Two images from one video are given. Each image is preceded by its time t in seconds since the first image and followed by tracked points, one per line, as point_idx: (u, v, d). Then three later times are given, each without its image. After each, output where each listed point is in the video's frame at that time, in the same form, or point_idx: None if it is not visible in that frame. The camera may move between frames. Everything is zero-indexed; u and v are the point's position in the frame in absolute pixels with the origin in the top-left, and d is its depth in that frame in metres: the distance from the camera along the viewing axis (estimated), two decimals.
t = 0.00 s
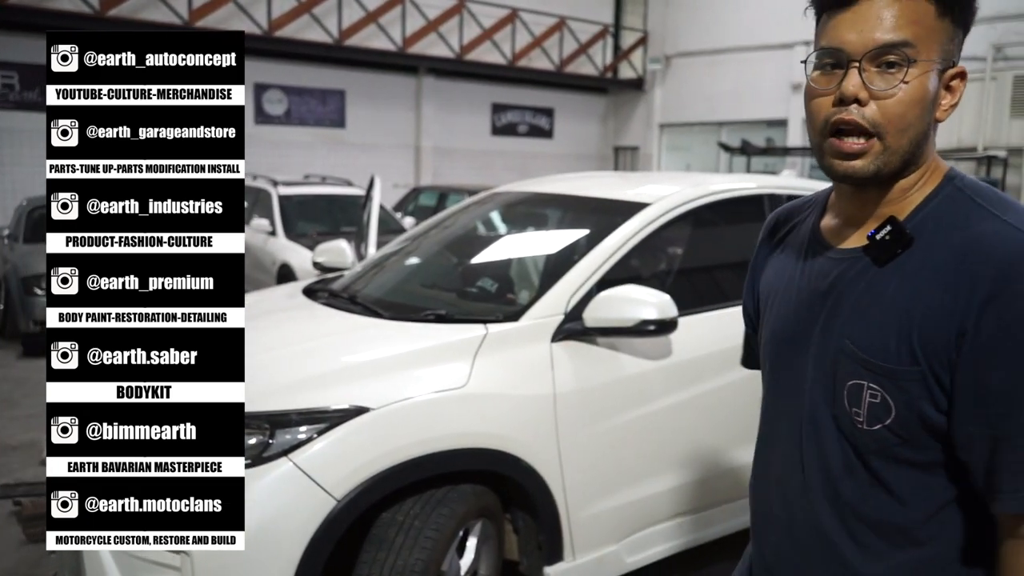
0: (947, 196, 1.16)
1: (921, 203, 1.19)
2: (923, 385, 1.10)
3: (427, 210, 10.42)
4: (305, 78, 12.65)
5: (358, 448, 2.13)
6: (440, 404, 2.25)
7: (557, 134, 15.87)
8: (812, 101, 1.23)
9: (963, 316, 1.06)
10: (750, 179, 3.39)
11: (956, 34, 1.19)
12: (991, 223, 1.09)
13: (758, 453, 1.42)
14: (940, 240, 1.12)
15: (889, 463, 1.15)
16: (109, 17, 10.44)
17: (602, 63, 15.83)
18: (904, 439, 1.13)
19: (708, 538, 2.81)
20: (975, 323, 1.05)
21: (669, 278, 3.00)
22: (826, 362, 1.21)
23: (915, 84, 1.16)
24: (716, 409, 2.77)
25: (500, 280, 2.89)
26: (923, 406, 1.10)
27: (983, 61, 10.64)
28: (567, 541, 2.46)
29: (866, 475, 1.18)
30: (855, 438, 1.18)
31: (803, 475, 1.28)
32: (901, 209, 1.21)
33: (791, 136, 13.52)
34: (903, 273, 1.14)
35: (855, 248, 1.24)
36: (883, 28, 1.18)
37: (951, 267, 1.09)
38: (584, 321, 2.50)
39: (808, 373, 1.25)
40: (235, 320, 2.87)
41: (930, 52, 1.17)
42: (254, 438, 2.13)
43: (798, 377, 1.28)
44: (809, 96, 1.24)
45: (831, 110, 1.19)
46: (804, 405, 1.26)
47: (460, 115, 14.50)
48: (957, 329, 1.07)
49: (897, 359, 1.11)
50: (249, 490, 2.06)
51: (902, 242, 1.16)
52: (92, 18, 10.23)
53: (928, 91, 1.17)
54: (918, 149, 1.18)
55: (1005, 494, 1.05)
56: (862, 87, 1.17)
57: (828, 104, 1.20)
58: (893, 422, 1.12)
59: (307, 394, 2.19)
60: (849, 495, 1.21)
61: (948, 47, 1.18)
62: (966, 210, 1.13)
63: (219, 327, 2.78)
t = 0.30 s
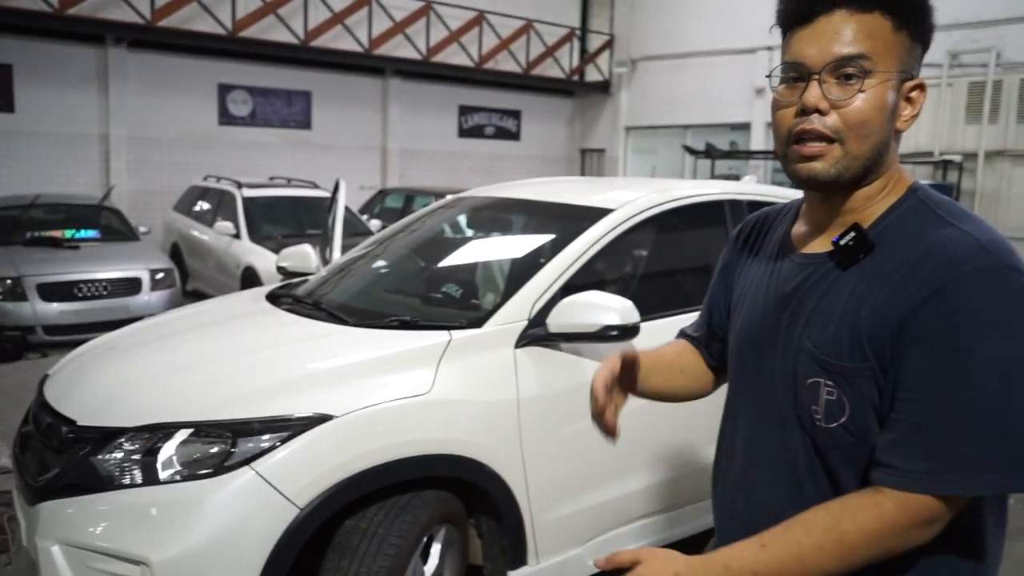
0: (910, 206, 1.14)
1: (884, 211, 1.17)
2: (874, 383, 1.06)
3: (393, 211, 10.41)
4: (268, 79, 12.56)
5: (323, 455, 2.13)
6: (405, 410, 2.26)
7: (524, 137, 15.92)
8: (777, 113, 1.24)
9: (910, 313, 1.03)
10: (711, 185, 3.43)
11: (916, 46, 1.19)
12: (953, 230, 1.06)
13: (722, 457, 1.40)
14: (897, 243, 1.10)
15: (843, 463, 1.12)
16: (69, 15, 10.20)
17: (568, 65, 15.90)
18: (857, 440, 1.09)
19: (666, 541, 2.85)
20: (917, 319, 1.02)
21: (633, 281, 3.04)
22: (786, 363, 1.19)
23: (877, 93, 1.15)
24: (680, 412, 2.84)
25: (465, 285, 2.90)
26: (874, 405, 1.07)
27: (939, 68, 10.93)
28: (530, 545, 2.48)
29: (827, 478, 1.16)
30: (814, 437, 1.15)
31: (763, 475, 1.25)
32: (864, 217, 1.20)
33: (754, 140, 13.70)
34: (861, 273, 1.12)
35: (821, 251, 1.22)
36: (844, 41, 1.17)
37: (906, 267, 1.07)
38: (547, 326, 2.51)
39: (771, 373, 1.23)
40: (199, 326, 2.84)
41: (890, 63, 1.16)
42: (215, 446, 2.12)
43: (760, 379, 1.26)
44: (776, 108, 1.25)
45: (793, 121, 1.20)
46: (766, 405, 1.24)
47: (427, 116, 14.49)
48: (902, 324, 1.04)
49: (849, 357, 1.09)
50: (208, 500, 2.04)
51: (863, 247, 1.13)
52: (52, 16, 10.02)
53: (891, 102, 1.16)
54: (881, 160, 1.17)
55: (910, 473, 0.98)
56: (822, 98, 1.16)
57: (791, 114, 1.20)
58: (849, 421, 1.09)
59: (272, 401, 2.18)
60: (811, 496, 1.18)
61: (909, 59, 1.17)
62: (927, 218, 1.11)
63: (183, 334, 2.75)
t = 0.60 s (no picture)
0: (848, 229, 1.18)
1: (823, 234, 1.20)
2: (816, 405, 1.10)
3: (349, 213, 10.34)
4: (222, 78, 12.34)
5: (278, 467, 2.12)
6: (361, 420, 2.25)
7: (481, 138, 15.92)
8: (724, 132, 1.27)
9: (849, 339, 1.07)
10: (665, 192, 3.48)
11: (860, 73, 1.22)
12: (889, 256, 1.10)
13: (667, 469, 1.42)
14: (839, 266, 1.13)
15: (782, 480, 1.15)
16: (13, 11, 9.87)
17: (525, 67, 15.94)
18: (801, 459, 1.12)
19: (616, 545, 2.89)
20: (856, 346, 1.06)
21: (589, 286, 3.06)
22: (731, 382, 1.22)
23: (819, 118, 1.18)
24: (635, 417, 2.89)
25: (420, 292, 2.90)
26: (814, 426, 1.10)
27: (885, 75, 11.21)
28: (486, 552, 2.49)
29: (768, 494, 1.19)
30: (755, 456, 1.18)
31: (707, 489, 1.28)
32: (806, 237, 1.23)
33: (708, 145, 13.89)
34: (803, 295, 1.15)
35: (763, 270, 1.25)
36: (789, 65, 1.20)
37: (845, 292, 1.10)
38: (501, 334, 2.52)
39: (718, 391, 1.25)
40: (149, 335, 2.80)
41: (833, 89, 1.19)
42: (165, 459, 2.08)
43: (706, 395, 1.28)
44: (723, 127, 1.27)
45: (739, 140, 1.23)
46: (712, 420, 1.27)
47: (383, 116, 14.43)
48: (843, 350, 1.07)
49: (792, 379, 1.12)
50: (158, 514, 2.01)
51: (806, 269, 1.16)
52: None
53: (832, 128, 1.19)
54: (820, 185, 1.21)
55: (858, 500, 1.04)
56: (766, 120, 1.20)
57: (737, 134, 1.23)
58: (790, 441, 1.12)
59: (224, 413, 2.16)
60: (751, 509, 1.21)
61: (852, 86, 1.21)
62: (865, 241, 1.15)
63: (131, 343, 2.70)
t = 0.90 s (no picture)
0: (801, 249, 1.22)
1: (776, 255, 1.24)
2: (794, 428, 1.14)
3: (307, 214, 10.24)
4: (176, 76, 12.13)
5: (235, 479, 2.09)
6: (319, 429, 2.24)
7: (441, 138, 15.88)
8: (672, 156, 1.28)
9: (834, 364, 1.12)
10: (622, 197, 3.51)
11: (800, 92, 1.26)
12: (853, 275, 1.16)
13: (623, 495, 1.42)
14: (803, 287, 1.17)
15: (767, 504, 1.18)
16: None
17: (484, 68, 15.96)
18: (776, 481, 1.16)
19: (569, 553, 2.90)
20: (847, 369, 1.11)
21: (547, 291, 3.08)
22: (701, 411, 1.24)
23: (765, 137, 1.21)
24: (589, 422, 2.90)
25: (377, 298, 2.88)
26: (799, 448, 1.15)
27: (837, 78, 11.46)
28: (445, 559, 2.50)
29: (736, 518, 1.22)
30: (727, 482, 1.21)
31: (680, 519, 1.29)
32: (758, 258, 1.26)
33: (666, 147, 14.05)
34: (772, 320, 1.18)
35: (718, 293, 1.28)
36: (734, 86, 1.23)
37: (819, 314, 1.14)
38: (460, 341, 2.53)
39: (683, 421, 1.26)
40: (99, 344, 2.74)
41: (777, 109, 1.23)
42: (116, 473, 2.04)
43: (669, 424, 1.29)
44: (671, 151, 1.29)
45: (689, 164, 1.25)
46: (680, 453, 1.27)
47: (342, 116, 14.31)
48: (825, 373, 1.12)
49: (776, 406, 1.15)
50: (109, 529, 1.97)
51: (766, 292, 1.20)
52: None
53: (778, 147, 1.23)
54: (770, 204, 1.24)
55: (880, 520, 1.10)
56: (715, 142, 1.22)
57: (687, 158, 1.25)
58: (768, 464, 1.16)
59: (177, 425, 2.12)
60: (727, 535, 1.24)
61: (793, 105, 1.24)
62: (825, 260, 1.19)
63: (80, 353, 2.64)
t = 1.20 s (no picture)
0: (770, 256, 1.22)
1: (741, 266, 1.24)
2: (768, 436, 1.15)
3: (285, 215, 10.17)
4: (150, 76, 11.99)
5: (213, 484, 2.07)
6: (296, 432, 2.22)
7: (419, 138, 15.84)
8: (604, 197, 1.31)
9: (804, 371, 1.11)
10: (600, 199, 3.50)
11: (714, 101, 1.22)
12: (819, 280, 1.15)
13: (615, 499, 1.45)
14: (769, 298, 1.17)
15: (745, 510, 1.21)
16: None
17: (462, 67, 15.95)
18: (755, 489, 1.18)
19: (544, 556, 2.88)
20: (814, 379, 1.11)
21: (526, 292, 3.08)
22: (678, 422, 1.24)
23: (682, 162, 1.20)
24: (569, 423, 2.90)
25: (355, 301, 2.87)
26: (773, 457, 1.16)
27: (813, 79, 11.57)
28: (425, 561, 2.50)
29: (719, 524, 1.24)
30: (706, 489, 1.23)
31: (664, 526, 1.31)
32: (726, 269, 1.25)
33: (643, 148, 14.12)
34: (739, 329, 1.18)
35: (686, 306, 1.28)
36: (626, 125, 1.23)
37: (789, 322, 1.13)
38: (439, 343, 2.52)
39: (661, 430, 1.27)
40: (71, 348, 2.69)
41: (678, 132, 1.21)
42: (89, 480, 2.01)
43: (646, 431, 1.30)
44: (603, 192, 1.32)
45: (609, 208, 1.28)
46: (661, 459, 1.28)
47: (319, 115, 14.23)
48: (796, 382, 1.12)
49: (748, 417, 1.15)
50: (83, 536, 1.94)
51: (734, 302, 1.19)
52: None
53: (698, 167, 1.21)
54: (707, 223, 1.22)
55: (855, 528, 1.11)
56: (618, 185, 1.23)
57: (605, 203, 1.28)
58: (745, 472, 1.17)
59: (152, 430, 2.09)
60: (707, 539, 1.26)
61: (711, 119, 1.22)
62: (789, 268, 1.19)
63: (52, 358, 2.60)
